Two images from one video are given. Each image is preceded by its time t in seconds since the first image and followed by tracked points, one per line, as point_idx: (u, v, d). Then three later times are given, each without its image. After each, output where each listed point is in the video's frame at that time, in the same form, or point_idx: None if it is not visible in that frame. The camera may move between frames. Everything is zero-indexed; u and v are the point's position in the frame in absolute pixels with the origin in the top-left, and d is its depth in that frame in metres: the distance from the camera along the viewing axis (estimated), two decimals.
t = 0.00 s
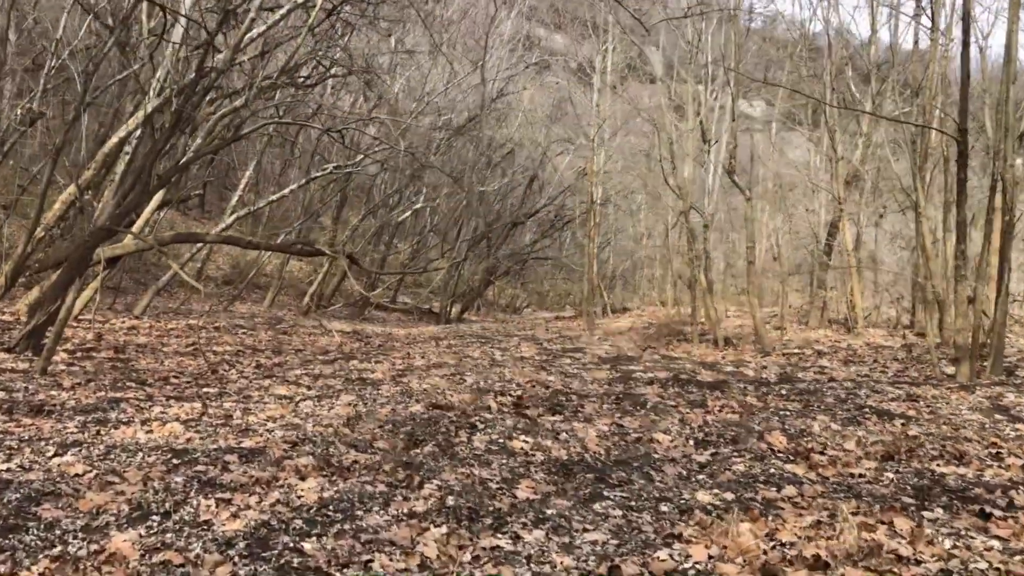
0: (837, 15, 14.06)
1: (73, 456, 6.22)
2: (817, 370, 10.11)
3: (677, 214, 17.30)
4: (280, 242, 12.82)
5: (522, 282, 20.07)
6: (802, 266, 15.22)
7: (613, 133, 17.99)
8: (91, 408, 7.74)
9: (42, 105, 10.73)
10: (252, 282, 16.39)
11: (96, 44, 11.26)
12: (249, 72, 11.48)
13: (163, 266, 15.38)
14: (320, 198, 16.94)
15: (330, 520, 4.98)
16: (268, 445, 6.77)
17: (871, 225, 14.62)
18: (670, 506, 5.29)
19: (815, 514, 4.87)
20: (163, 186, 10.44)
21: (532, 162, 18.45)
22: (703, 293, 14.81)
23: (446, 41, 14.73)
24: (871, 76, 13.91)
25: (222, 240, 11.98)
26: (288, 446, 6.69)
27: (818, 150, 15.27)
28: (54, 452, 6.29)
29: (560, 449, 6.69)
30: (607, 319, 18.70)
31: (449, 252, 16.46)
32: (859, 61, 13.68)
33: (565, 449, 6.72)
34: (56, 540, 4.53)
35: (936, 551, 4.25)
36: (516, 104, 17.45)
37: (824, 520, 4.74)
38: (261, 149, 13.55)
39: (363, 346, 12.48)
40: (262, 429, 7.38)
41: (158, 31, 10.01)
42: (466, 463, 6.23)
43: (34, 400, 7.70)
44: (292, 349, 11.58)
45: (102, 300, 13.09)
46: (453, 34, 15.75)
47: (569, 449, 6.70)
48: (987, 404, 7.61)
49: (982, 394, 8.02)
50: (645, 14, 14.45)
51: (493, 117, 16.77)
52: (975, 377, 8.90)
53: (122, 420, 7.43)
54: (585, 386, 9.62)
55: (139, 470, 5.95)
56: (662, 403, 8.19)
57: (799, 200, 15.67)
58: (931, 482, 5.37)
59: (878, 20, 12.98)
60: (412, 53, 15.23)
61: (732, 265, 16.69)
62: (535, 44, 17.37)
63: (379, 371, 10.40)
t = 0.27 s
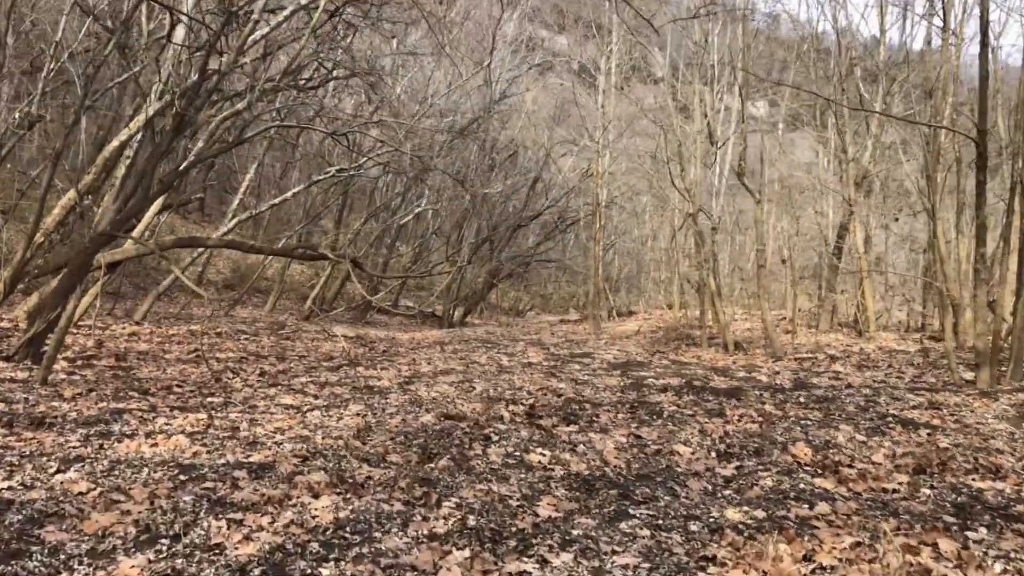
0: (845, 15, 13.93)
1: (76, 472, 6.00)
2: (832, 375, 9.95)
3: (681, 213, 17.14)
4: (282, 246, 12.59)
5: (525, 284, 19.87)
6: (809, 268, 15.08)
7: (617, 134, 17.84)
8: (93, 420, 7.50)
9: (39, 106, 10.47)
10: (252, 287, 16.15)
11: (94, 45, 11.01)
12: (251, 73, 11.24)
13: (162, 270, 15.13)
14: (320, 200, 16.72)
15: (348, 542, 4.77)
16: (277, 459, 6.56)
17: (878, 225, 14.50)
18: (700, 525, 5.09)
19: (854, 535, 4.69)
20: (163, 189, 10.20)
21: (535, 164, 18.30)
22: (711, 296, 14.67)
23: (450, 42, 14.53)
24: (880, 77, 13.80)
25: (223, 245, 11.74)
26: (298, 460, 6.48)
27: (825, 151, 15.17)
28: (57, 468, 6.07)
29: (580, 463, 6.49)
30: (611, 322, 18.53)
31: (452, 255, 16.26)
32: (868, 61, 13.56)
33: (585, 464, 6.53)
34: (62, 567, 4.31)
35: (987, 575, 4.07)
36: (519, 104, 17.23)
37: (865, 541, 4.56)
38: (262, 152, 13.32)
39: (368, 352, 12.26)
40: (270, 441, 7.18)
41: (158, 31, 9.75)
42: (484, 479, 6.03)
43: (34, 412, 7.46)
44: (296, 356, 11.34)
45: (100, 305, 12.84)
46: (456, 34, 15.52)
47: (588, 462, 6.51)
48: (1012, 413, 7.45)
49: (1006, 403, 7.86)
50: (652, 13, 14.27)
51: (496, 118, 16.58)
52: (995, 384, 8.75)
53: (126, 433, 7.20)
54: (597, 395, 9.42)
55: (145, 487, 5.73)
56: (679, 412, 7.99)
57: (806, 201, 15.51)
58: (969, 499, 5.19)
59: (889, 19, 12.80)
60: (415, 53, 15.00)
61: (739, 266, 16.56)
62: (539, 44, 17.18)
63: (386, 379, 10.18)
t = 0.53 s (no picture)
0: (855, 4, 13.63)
1: (64, 477, 5.66)
2: (845, 372, 9.69)
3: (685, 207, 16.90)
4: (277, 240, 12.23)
5: (524, 279, 19.57)
6: (814, 263, 14.84)
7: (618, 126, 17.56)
8: (82, 420, 7.16)
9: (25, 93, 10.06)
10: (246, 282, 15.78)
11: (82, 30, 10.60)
12: (245, 60, 10.85)
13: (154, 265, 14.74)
14: (316, 193, 16.36)
15: (355, 552, 4.47)
16: (276, 462, 6.25)
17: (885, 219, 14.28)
18: (727, 533, 4.81)
19: (894, 545, 4.41)
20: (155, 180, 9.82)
21: (536, 156, 18.00)
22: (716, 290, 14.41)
23: (450, 31, 14.18)
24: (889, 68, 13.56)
25: (217, 238, 11.37)
26: (298, 463, 6.16)
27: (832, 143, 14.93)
28: (43, 472, 5.73)
29: (593, 465, 6.19)
30: (611, 318, 18.27)
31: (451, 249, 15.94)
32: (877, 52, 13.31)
33: (599, 467, 6.23)
34: None
35: None
36: (519, 95, 16.88)
37: (906, 552, 4.28)
38: (257, 143, 12.96)
39: (366, 348, 11.92)
40: (268, 442, 6.87)
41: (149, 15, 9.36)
42: (494, 483, 5.73)
43: (19, 412, 7.11)
44: (292, 352, 10.98)
45: (90, 300, 12.46)
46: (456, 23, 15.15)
47: (602, 464, 6.24)
48: None
49: None
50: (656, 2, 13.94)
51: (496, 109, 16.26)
52: (1016, 382, 8.51)
53: (116, 434, 6.86)
54: (605, 394, 9.13)
55: (137, 492, 5.41)
56: (693, 412, 7.70)
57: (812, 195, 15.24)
58: (1010, 506, 4.93)
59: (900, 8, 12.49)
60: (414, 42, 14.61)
61: (743, 261, 16.30)
62: (539, 35, 16.85)
63: (386, 376, 9.86)
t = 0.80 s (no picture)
0: None
1: (46, 496, 5.34)
2: (857, 377, 9.42)
3: (687, 206, 16.69)
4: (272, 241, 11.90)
5: (523, 280, 19.28)
6: (820, 263, 14.58)
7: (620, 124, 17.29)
8: (68, 432, 6.82)
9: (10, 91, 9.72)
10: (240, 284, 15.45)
11: (70, 26, 10.24)
12: (239, 58, 10.51)
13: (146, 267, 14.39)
14: (312, 192, 16.04)
15: None
16: (270, 478, 5.94)
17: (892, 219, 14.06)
18: (751, 556, 4.53)
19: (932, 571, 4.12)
20: (146, 180, 9.48)
21: (536, 155, 17.74)
22: (721, 292, 14.13)
23: (449, 27, 13.86)
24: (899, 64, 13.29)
25: (210, 240, 11.04)
26: (293, 479, 5.85)
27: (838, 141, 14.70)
28: (25, 491, 5.41)
29: (603, 480, 5.90)
30: (613, 320, 17.99)
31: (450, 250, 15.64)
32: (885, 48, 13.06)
33: (610, 482, 5.94)
34: None
35: None
36: (519, 93, 16.57)
37: None
38: (252, 142, 12.65)
39: (364, 353, 11.60)
40: (262, 455, 6.54)
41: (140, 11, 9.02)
42: (500, 501, 5.44)
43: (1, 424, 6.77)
44: (287, 358, 10.62)
45: (80, 304, 12.11)
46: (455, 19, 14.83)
47: (612, 479, 5.96)
48: None
49: None
50: None
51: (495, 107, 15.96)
52: None
53: (103, 447, 6.52)
54: (611, 401, 8.84)
55: (124, 513, 5.10)
56: (704, 421, 7.42)
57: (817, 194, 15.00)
58: None
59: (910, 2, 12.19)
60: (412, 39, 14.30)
61: (747, 261, 16.03)
62: (539, 31, 16.56)
63: (385, 382, 9.55)
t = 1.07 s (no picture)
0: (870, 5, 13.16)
1: (40, 525, 5.08)
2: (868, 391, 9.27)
3: (689, 212, 16.67)
4: (270, 250, 11.66)
5: (523, 287, 19.07)
6: (824, 270, 14.45)
7: (621, 129, 17.16)
8: (63, 451, 6.55)
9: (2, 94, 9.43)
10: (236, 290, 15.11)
11: (63, 27, 9.95)
12: (237, 63, 10.27)
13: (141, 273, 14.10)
14: (310, 198, 15.82)
15: None
16: (272, 501, 5.72)
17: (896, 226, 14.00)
18: None
19: None
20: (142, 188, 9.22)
21: (537, 160, 17.62)
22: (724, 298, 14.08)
23: (450, 31, 13.65)
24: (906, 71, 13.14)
25: (207, 248, 10.78)
26: (297, 505, 5.60)
27: (843, 148, 14.59)
28: (18, 518, 5.16)
29: (618, 506, 5.77)
30: (613, 328, 17.81)
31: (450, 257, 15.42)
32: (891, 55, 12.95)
33: (626, 509, 5.75)
34: None
35: None
36: (520, 98, 16.38)
37: None
38: (249, 147, 12.42)
39: (364, 363, 11.38)
40: (263, 477, 6.21)
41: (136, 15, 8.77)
42: (514, 531, 5.23)
43: None
44: (285, 368, 10.34)
45: (74, 313, 11.80)
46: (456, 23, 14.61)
47: (627, 506, 5.78)
48: None
49: None
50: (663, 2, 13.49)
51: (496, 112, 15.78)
52: None
53: (99, 468, 6.23)
54: (619, 419, 8.65)
55: (121, 542, 4.86)
56: (717, 440, 7.41)
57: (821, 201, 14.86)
58: None
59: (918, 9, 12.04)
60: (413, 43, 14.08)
61: (750, 268, 15.97)
62: (540, 35, 16.36)
63: (386, 396, 9.33)
